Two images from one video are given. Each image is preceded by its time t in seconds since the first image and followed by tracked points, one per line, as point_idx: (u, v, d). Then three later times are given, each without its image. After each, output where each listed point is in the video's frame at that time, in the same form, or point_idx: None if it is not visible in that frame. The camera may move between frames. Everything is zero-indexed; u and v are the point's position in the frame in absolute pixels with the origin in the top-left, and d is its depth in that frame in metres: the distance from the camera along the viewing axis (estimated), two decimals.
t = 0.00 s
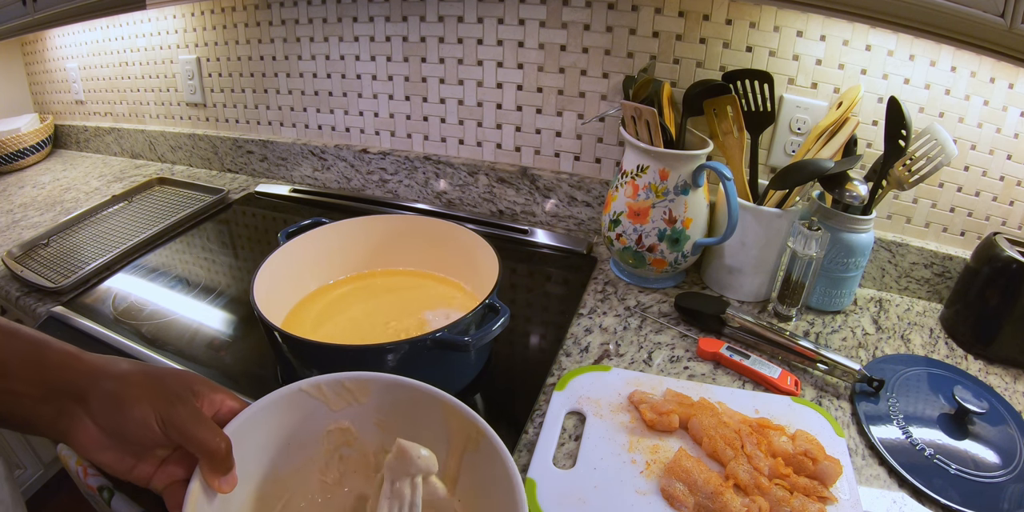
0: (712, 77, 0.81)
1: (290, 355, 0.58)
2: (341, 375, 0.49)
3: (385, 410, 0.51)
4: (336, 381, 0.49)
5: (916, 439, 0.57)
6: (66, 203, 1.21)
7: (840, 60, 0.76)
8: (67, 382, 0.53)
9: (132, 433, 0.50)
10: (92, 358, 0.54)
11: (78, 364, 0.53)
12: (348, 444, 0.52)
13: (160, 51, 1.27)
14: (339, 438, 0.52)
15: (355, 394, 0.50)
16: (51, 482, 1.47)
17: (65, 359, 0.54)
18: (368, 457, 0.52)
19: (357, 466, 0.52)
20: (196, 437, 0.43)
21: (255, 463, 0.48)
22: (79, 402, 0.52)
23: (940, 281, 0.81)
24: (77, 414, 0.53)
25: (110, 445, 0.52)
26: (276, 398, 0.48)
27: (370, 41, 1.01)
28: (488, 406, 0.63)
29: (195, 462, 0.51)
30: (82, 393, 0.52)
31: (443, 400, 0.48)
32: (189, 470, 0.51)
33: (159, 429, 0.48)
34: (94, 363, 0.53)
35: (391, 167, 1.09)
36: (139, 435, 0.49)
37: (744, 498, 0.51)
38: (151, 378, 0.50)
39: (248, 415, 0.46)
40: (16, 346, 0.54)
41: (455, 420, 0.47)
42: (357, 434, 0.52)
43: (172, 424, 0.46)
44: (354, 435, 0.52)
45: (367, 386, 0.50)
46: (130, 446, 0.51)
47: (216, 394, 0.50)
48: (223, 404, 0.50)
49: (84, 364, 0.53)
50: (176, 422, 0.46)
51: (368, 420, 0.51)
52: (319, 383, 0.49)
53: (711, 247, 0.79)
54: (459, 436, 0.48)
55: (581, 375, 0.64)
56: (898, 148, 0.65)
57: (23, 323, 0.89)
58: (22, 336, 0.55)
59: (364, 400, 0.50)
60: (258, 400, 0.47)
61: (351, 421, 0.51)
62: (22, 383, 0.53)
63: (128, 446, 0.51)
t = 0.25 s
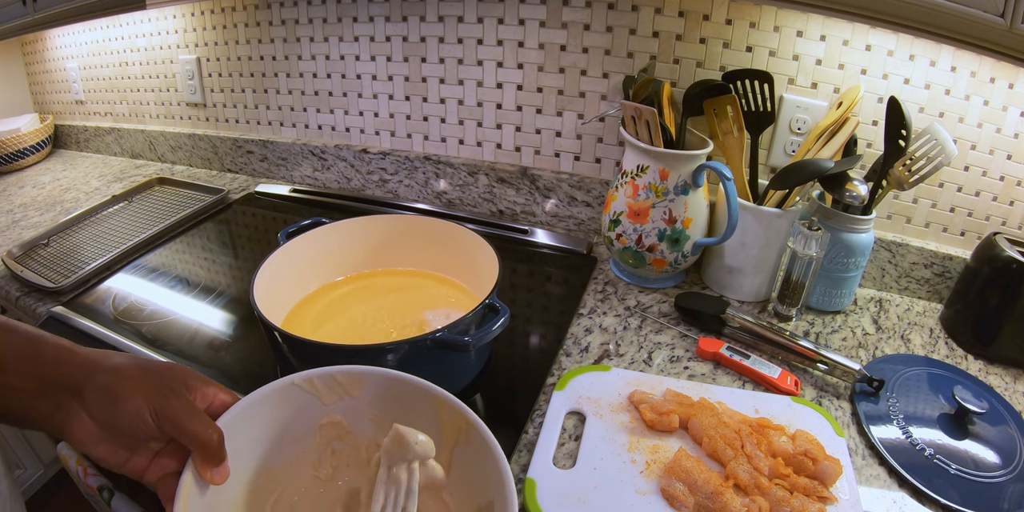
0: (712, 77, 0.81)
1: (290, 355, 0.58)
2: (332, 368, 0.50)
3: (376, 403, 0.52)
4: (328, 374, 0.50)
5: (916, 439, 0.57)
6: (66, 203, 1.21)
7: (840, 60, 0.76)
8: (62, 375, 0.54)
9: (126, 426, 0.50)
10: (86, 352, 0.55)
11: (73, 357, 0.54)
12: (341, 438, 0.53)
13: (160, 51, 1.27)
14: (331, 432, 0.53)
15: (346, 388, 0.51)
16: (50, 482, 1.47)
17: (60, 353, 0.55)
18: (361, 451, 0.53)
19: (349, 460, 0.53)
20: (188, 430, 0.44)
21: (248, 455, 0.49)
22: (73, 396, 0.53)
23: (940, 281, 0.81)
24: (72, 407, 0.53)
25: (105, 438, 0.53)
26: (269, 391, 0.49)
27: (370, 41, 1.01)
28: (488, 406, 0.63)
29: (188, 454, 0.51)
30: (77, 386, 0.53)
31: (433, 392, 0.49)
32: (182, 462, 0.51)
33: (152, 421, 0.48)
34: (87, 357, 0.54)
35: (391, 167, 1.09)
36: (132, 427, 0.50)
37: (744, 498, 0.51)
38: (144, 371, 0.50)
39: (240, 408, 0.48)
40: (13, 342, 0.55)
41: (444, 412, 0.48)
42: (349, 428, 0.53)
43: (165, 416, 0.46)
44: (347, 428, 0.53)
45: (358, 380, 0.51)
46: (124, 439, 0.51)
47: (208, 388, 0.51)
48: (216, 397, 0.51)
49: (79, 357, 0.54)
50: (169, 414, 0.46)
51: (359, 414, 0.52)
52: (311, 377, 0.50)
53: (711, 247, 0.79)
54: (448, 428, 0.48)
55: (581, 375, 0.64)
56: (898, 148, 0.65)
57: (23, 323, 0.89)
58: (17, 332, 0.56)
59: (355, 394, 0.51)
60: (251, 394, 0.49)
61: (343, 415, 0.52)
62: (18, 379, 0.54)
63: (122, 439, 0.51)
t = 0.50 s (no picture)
0: (712, 77, 0.81)
1: (290, 355, 0.58)
2: (324, 358, 0.50)
3: (368, 393, 0.52)
4: (319, 364, 0.50)
5: (916, 439, 0.57)
6: (66, 203, 1.21)
7: (840, 60, 0.76)
8: (57, 365, 0.54)
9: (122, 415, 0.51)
10: (81, 343, 0.55)
11: (68, 348, 0.55)
12: (333, 428, 0.53)
13: (160, 51, 1.27)
14: (323, 423, 0.53)
15: (338, 377, 0.51)
16: (51, 482, 1.47)
17: (56, 343, 0.55)
18: (353, 442, 0.53)
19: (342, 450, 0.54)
20: (183, 417, 0.44)
21: (241, 445, 0.49)
22: (69, 386, 0.54)
23: (940, 281, 0.81)
24: (68, 396, 0.54)
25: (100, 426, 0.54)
26: (261, 380, 0.49)
27: (370, 41, 1.01)
28: (488, 405, 0.63)
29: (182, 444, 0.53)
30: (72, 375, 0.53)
31: (423, 381, 0.49)
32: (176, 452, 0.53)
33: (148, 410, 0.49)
34: (83, 348, 0.54)
35: (391, 167, 1.09)
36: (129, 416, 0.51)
37: (744, 498, 0.51)
38: (139, 361, 0.51)
39: (232, 398, 0.48)
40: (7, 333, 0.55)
41: (435, 401, 0.48)
42: (341, 418, 0.53)
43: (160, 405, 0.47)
44: (339, 419, 0.53)
45: (350, 370, 0.51)
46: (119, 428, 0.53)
47: (202, 378, 0.51)
48: (210, 387, 0.51)
49: (75, 347, 0.55)
50: (163, 403, 0.47)
51: (351, 404, 0.52)
52: (303, 366, 0.50)
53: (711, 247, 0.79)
54: (439, 418, 0.49)
55: (581, 375, 0.64)
56: (898, 148, 0.65)
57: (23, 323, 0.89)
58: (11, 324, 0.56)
59: (347, 384, 0.51)
60: (243, 384, 0.49)
61: (335, 405, 0.52)
62: (11, 370, 0.54)
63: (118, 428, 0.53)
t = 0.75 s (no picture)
0: (712, 77, 0.81)
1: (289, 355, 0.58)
2: (316, 351, 0.51)
3: (358, 387, 0.52)
4: (311, 357, 0.51)
5: (916, 439, 0.57)
6: (66, 203, 1.21)
7: (840, 60, 0.76)
8: (52, 356, 0.54)
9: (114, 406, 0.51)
10: (76, 334, 0.56)
11: (64, 339, 0.55)
12: (324, 422, 0.54)
13: (160, 51, 1.27)
14: (314, 416, 0.53)
15: (329, 371, 0.51)
16: (51, 482, 1.47)
17: (52, 335, 0.56)
18: (344, 436, 0.54)
19: (333, 445, 0.54)
20: (174, 408, 0.45)
21: (233, 438, 0.49)
22: (61, 377, 0.54)
23: (940, 281, 0.81)
24: (62, 388, 0.54)
25: (92, 418, 0.54)
26: (253, 374, 0.50)
27: (370, 41, 1.01)
28: (488, 405, 0.63)
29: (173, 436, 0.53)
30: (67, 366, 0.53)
31: (413, 374, 0.49)
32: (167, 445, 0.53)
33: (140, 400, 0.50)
34: (77, 339, 0.55)
35: (391, 167, 1.09)
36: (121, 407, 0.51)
37: (744, 498, 0.51)
38: (134, 353, 0.51)
39: (223, 391, 0.48)
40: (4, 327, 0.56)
41: (425, 393, 0.49)
42: (332, 411, 0.53)
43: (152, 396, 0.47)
44: (330, 412, 0.53)
45: (341, 363, 0.51)
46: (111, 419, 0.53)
47: (195, 370, 0.52)
48: (201, 380, 0.51)
49: (71, 339, 0.55)
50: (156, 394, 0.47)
51: (342, 397, 0.53)
52: (295, 359, 0.50)
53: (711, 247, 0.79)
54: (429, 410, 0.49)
55: (580, 375, 0.64)
56: (898, 148, 0.65)
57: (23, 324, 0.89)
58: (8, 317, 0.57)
59: (338, 378, 0.52)
60: (234, 377, 0.49)
61: (327, 398, 0.53)
62: (7, 362, 0.54)
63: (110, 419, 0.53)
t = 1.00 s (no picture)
0: (712, 77, 0.81)
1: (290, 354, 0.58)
2: (311, 348, 0.51)
3: (352, 385, 0.52)
4: (306, 354, 0.51)
5: (916, 439, 0.57)
6: (66, 203, 1.21)
7: (840, 60, 0.76)
8: (48, 347, 0.54)
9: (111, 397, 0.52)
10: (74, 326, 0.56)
11: (61, 330, 0.55)
12: (318, 420, 0.54)
13: (160, 51, 1.27)
14: (308, 413, 0.54)
15: (324, 368, 0.51)
16: (51, 482, 1.47)
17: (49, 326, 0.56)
18: (337, 433, 0.54)
19: (326, 442, 0.54)
20: (169, 399, 0.45)
21: (227, 433, 0.49)
22: (59, 368, 0.54)
23: (940, 281, 0.81)
24: (57, 377, 0.54)
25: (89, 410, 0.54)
26: (248, 369, 0.49)
27: (370, 41, 1.01)
28: (488, 405, 0.63)
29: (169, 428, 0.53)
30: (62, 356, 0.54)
31: (409, 372, 0.49)
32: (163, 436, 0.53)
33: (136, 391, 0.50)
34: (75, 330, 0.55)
35: (391, 167, 1.09)
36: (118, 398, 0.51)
37: (744, 498, 0.51)
38: (130, 343, 0.51)
39: (218, 384, 0.48)
40: (1, 319, 0.56)
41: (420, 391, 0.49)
42: (326, 409, 0.53)
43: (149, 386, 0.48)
44: (323, 410, 0.53)
45: (335, 360, 0.51)
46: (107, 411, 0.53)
47: (189, 363, 0.50)
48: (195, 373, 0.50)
49: (67, 330, 0.55)
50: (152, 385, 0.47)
51: (336, 395, 0.53)
52: (290, 356, 0.50)
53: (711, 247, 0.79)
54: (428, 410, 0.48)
55: (581, 375, 0.64)
56: (898, 148, 0.65)
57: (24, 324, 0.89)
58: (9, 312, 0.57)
59: (332, 375, 0.52)
60: (230, 371, 0.49)
61: (321, 396, 0.53)
62: (2, 352, 0.54)
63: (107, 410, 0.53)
